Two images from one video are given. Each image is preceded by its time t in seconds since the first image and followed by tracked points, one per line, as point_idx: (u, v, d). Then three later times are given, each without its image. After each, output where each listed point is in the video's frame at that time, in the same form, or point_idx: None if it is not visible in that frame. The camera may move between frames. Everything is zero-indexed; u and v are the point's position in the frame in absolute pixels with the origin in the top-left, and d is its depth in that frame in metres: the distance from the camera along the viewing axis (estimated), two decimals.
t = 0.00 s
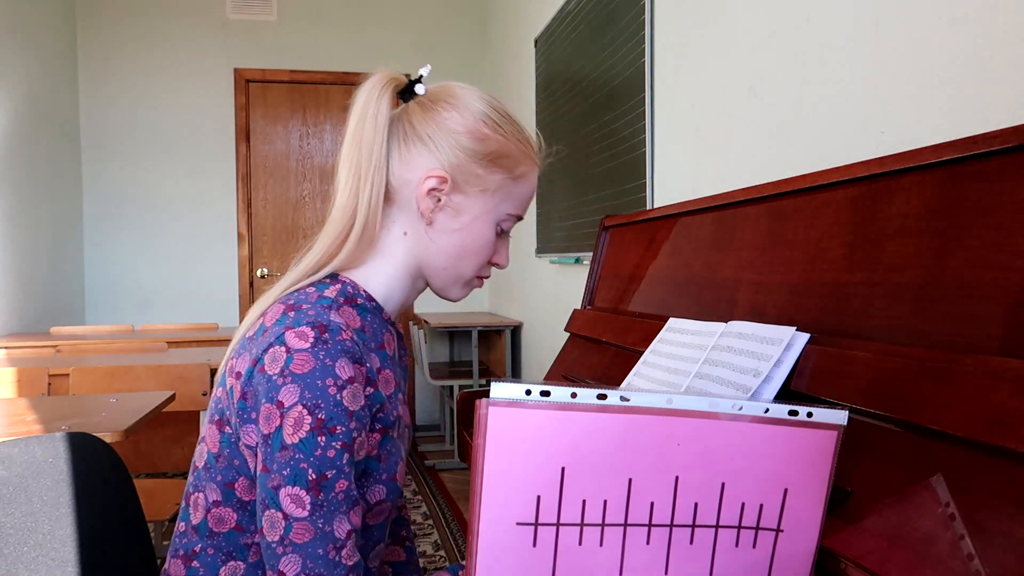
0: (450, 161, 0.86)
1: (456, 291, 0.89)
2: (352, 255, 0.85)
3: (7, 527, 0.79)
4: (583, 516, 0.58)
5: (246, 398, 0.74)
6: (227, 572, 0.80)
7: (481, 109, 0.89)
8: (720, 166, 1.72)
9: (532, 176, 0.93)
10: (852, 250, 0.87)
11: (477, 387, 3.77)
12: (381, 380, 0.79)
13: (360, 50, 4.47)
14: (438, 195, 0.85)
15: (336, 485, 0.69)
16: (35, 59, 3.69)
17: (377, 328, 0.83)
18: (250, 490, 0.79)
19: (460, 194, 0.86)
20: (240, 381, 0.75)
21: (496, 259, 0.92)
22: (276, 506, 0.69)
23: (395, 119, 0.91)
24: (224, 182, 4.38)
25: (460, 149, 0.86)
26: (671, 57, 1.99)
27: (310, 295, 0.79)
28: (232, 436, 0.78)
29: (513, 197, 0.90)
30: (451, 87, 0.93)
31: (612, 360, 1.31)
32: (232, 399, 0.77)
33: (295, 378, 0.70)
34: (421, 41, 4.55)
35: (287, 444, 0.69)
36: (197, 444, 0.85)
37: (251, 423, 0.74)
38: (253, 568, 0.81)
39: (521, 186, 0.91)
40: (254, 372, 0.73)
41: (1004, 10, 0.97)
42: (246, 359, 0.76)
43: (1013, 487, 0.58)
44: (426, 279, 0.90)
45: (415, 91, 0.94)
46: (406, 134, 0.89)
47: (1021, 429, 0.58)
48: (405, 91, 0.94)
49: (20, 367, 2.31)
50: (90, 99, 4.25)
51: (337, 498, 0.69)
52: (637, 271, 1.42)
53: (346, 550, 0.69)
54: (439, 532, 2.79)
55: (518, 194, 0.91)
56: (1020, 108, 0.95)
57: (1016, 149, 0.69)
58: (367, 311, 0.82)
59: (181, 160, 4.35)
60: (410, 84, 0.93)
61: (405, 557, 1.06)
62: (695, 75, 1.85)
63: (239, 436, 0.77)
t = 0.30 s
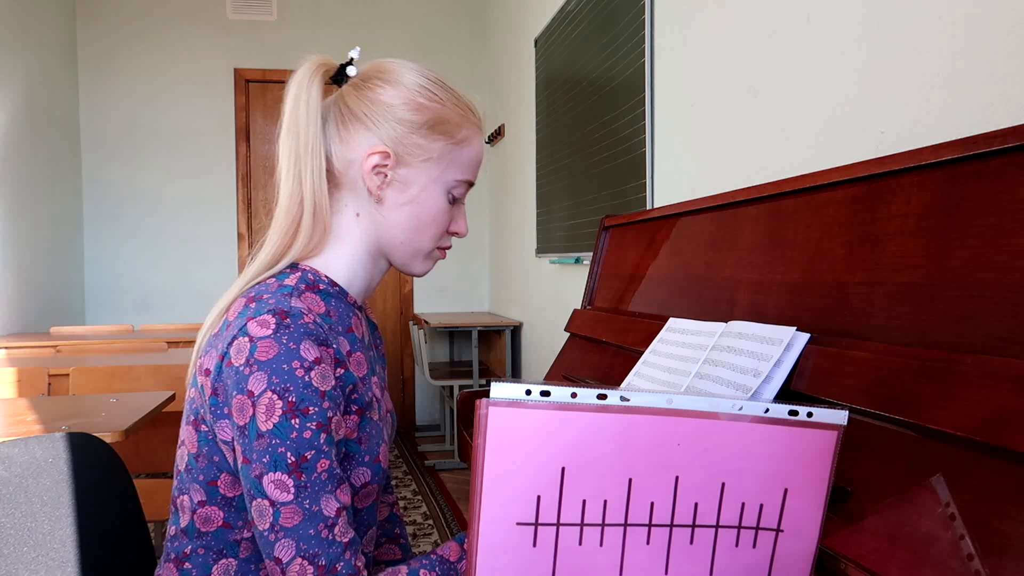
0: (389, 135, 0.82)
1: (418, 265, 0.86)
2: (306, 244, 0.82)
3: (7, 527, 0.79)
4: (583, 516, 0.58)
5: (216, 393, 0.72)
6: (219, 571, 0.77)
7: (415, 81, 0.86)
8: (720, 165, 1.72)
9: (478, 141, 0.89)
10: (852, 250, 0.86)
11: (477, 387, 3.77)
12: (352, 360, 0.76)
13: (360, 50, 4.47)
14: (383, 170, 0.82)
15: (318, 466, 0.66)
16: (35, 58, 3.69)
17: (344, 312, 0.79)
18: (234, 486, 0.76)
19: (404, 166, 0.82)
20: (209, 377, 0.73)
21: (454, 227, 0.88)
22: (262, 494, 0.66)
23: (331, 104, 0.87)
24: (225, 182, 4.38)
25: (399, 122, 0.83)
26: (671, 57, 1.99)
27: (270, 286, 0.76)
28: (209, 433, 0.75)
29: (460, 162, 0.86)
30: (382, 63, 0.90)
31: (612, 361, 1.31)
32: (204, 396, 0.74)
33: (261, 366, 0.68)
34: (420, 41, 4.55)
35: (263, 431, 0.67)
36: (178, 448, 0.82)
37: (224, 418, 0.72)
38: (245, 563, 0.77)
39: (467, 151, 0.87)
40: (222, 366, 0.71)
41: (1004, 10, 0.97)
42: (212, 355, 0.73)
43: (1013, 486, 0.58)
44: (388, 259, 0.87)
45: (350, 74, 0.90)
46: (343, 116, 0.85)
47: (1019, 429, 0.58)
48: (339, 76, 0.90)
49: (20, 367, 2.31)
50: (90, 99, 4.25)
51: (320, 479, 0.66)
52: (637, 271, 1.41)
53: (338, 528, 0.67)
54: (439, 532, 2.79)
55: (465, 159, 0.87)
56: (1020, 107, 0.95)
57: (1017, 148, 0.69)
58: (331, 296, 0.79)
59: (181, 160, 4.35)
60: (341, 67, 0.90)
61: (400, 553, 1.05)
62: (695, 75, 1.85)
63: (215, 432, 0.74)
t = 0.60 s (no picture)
0: (345, 124, 0.82)
1: (394, 250, 0.85)
2: (279, 243, 0.82)
3: (7, 527, 0.79)
4: (583, 516, 0.58)
5: (200, 395, 0.72)
6: (212, 572, 0.77)
7: (365, 69, 0.85)
8: (720, 166, 1.72)
9: (438, 119, 0.87)
10: (852, 251, 0.86)
11: (477, 387, 3.77)
12: (335, 355, 0.76)
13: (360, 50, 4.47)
14: (346, 161, 0.81)
15: (303, 463, 0.66)
16: (35, 58, 3.69)
17: (324, 307, 0.80)
18: (223, 486, 0.76)
19: (364, 154, 0.82)
20: (192, 380, 0.73)
21: (425, 209, 0.88)
22: (249, 494, 0.67)
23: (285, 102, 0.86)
24: (225, 182, 4.39)
25: (354, 110, 0.82)
26: (671, 57, 1.99)
27: (249, 285, 0.76)
28: (195, 435, 0.75)
29: (422, 143, 0.85)
30: (332, 53, 0.88)
31: (612, 361, 1.31)
32: (188, 399, 0.74)
33: (241, 366, 0.68)
34: (420, 41, 4.55)
35: (246, 432, 0.67)
36: (167, 451, 0.82)
37: (209, 420, 0.72)
38: (239, 562, 0.78)
39: (428, 131, 0.86)
40: (204, 368, 0.71)
41: (1004, 10, 0.97)
42: (194, 357, 0.74)
43: (1012, 486, 0.58)
44: (364, 248, 0.87)
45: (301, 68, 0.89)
46: (298, 113, 0.84)
47: (1019, 429, 0.58)
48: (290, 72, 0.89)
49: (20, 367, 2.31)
50: (91, 98, 4.25)
51: (306, 476, 0.66)
52: (637, 271, 1.41)
53: (326, 524, 0.67)
54: (439, 532, 2.79)
55: (427, 139, 0.85)
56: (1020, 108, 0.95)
57: (1017, 148, 0.69)
58: (310, 292, 0.79)
59: (182, 160, 4.35)
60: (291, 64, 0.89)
61: (396, 553, 1.05)
62: (695, 75, 1.85)
63: (201, 434, 0.74)
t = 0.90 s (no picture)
0: (339, 125, 0.82)
1: (386, 252, 0.86)
2: (272, 244, 0.82)
3: (7, 527, 0.79)
4: (583, 516, 0.58)
5: (194, 397, 0.72)
6: (209, 573, 0.77)
7: (361, 69, 0.85)
8: (721, 166, 1.72)
9: (434, 121, 0.87)
10: (852, 251, 0.86)
11: (477, 387, 3.76)
12: (329, 356, 0.76)
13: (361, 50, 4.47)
14: (340, 162, 0.81)
15: (298, 465, 0.66)
16: (35, 58, 3.69)
17: (319, 307, 0.80)
18: (219, 487, 0.76)
19: (358, 156, 0.82)
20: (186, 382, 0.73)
21: (419, 211, 0.88)
22: (243, 496, 0.67)
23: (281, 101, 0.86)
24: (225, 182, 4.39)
25: (349, 112, 0.82)
26: (671, 56, 1.98)
27: (243, 286, 0.76)
28: (189, 436, 0.75)
29: (417, 146, 0.85)
30: (328, 52, 0.88)
31: (612, 361, 1.31)
32: (182, 400, 0.74)
33: (235, 368, 0.67)
34: (421, 41, 4.55)
35: (240, 433, 0.67)
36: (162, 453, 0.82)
37: (204, 421, 0.72)
38: (235, 563, 0.78)
39: (423, 133, 0.86)
40: (197, 370, 0.71)
41: (1004, 10, 0.97)
42: (188, 359, 0.74)
43: (1012, 486, 0.58)
44: (356, 249, 0.87)
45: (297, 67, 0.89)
46: (293, 112, 0.84)
47: (1019, 429, 0.58)
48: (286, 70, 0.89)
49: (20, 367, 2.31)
50: (90, 98, 4.25)
51: (302, 477, 0.66)
52: (637, 272, 1.41)
53: (322, 526, 0.67)
54: (439, 532, 2.79)
55: (422, 142, 0.85)
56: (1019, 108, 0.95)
57: (1017, 148, 0.69)
58: (305, 292, 0.79)
59: (182, 160, 4.35)
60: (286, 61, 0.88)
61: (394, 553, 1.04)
62: (695, 74, 1.85)
63: (196, 435, 0.74)
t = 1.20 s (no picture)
0: (364, 133, 0.82)
1: (389, 265, 0.86)
2: (279, 242, 0.82)
3: (7, 527, 0.79)
4: (582, 516, 0.58)
5: (195, 397, 0.72)
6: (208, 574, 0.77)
7: (394, 82, 0.85)
8: (721, 165, 1.72)
9: (456, 144, 0.88)
10: (852, 250, 0.86)
11: (477, 387, 3.76)
12: (332, 359, 0.76)
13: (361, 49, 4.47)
14: (358, 170, 0.81)
15: (294, 471, 0.67)
16: (35, 59, 3.69)
17: (323, 309, 0.80)
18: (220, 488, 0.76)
19: (378, 167, 0.82)
20: (189, 381, 0.73)
21: (427, 229, 0.88)
22: (237, 498, 0.67)
23: (309, 98, 0.86)
24: (224, 182, 4.39)
25: (376, 122, 0.82)
26: (671, 56, 1.98)
27: (247, 286, 0.75)
28: (191, 437, 0.75)
29: (435, 166, 0.86)
30: (363, 58, 0.88)
31: (612, 360, 1.31)
32: (185, 400, 0.74)
33: (237, 370, 0.67)
34: (421, 40, 4.55)
35: (239, 436, 0.67)
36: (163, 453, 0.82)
37: (206, 422, 0.72)
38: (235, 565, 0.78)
39: (444, 154, 0.86)
40: (200, 370, 0.71)
41: (1004, 11, 0.97)
42: (191, 358, 0.74)
43: (1011, 487, 0.58)
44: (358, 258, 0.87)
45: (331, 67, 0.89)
46: (321, 112, 0.84)
47: (1020, 429, 0.58)
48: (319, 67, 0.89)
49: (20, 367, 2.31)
50: (90, 99, 4.25)
51: (297, 484, 0.67)
52: (637, 271, 1.42)
53: (313, 533, 0.67)
54: (439, 532, 2.79)
55: (440, 162, 0.86)
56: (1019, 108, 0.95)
57: (1017, 148, 0.69)
58: (309, 294, 0.79)
59: (181, 160, 4.35)
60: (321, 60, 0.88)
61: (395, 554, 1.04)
62: (695, 74, 1.85)
63: (198, 436, 0.74)
